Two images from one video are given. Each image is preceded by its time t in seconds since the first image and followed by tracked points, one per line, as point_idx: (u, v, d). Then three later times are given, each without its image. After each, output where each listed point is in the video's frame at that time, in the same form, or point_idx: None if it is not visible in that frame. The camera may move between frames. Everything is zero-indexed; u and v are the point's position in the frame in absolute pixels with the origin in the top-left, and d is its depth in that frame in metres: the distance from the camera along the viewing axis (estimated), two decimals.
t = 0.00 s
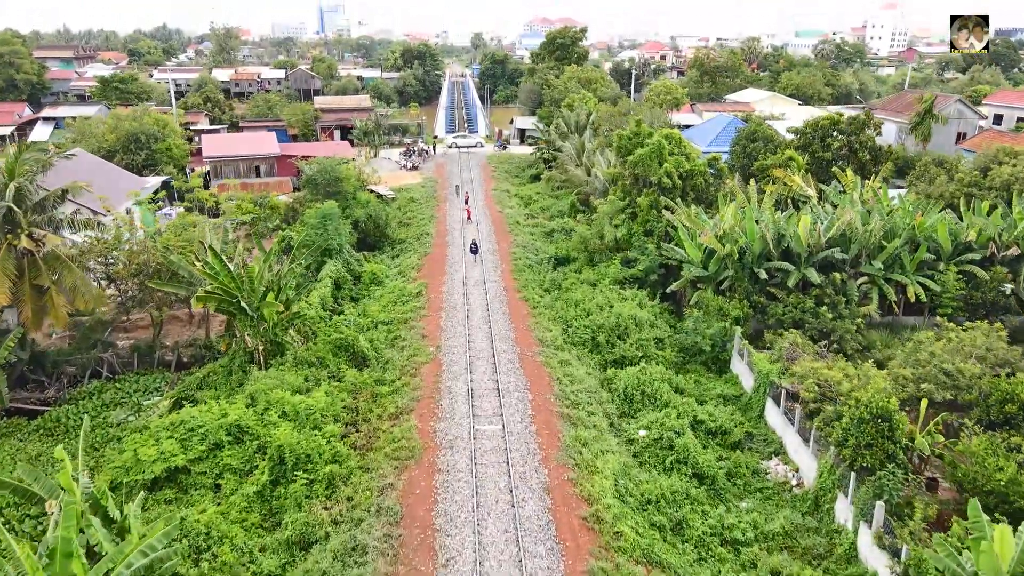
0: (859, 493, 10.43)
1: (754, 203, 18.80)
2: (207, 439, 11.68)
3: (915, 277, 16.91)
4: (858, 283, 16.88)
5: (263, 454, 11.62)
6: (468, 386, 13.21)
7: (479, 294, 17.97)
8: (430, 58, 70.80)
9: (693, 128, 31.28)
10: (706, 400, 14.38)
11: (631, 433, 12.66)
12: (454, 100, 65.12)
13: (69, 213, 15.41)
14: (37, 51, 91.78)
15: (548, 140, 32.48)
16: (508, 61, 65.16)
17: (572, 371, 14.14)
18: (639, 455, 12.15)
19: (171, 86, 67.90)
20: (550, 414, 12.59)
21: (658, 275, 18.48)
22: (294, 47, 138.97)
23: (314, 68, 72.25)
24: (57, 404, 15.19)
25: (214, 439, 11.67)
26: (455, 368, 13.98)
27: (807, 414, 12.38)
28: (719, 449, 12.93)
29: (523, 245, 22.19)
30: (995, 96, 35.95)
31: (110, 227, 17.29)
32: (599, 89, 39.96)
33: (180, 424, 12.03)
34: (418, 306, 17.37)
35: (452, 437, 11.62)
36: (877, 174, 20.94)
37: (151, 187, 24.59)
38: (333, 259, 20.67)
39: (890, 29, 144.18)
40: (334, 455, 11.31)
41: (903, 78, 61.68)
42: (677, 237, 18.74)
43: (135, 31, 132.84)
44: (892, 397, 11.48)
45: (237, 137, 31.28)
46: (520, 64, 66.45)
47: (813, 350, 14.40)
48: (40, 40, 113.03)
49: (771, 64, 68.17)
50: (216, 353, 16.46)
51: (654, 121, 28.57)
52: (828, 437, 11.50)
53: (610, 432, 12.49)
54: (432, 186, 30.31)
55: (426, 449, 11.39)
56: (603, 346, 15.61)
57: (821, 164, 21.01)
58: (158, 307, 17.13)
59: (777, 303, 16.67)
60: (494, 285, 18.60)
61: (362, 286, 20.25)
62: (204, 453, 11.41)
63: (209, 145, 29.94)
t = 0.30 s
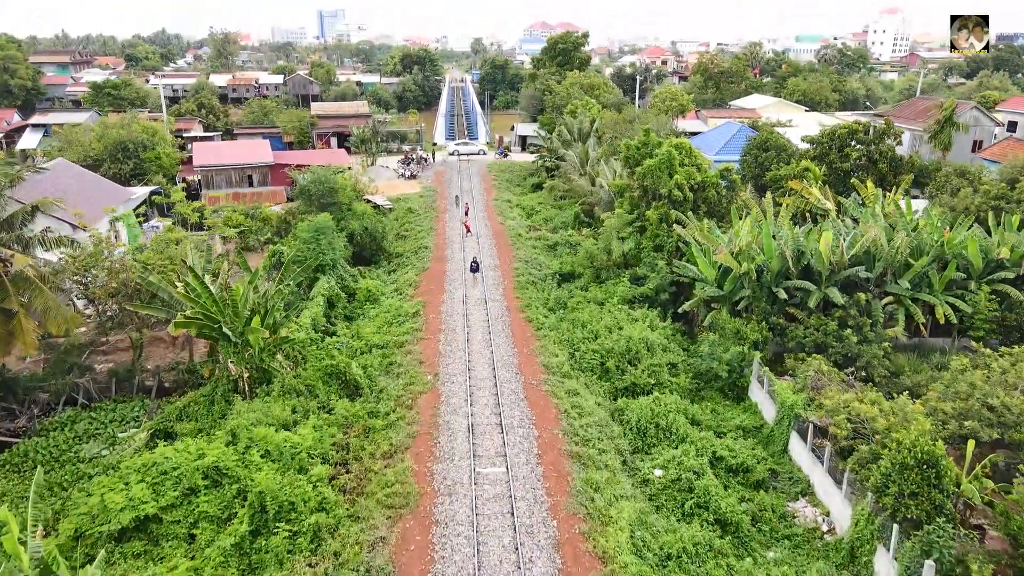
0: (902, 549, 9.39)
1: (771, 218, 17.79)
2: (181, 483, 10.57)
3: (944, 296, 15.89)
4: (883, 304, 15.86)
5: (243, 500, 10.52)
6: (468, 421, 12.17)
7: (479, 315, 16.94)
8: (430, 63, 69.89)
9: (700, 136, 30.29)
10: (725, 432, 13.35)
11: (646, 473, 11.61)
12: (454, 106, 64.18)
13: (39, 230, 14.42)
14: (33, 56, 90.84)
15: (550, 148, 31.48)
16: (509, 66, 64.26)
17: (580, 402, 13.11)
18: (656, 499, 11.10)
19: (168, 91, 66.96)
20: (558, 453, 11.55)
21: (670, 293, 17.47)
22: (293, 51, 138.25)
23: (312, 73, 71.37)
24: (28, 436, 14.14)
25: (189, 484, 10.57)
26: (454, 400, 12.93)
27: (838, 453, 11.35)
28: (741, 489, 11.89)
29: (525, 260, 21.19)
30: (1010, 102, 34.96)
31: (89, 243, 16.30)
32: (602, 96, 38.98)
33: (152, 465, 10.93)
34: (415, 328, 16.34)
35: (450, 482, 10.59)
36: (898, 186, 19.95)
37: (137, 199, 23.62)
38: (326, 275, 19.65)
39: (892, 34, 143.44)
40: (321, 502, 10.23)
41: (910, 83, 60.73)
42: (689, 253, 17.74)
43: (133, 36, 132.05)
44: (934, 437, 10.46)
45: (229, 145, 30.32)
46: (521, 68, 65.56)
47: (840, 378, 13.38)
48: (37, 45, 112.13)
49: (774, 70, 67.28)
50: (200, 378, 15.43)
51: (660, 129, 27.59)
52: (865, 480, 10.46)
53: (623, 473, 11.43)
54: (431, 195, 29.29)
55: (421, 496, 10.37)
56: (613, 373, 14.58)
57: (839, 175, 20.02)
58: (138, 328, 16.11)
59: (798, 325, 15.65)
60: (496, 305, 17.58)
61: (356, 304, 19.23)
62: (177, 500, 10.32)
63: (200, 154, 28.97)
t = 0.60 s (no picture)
0: None
1: (786, 229, 16.91)
2: (155, 527, 9.54)
3: (972, 313, 15.00)
4: (907, 321, 14.99)
5: (223, 545, 9.52)
6: (469, 454, 11.26)
7: (481, 332, 16.01)
8: (429, 65, 69.05)
9: (707, 140, 29.42)
10: (743, 462, 12.48)
11: (661, 511, 10.70)
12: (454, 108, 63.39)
13: (9, 246, 13.54)
14: (29, 58, 90.00)
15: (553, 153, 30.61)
16: (509, 68, 63.45)
17: (589, 431, 12.19)
18: (674, 543, 10.17)
19: (164, 93, 66.16)
20: (566, 490, 10.63)
21: (680, 309, 16.61)
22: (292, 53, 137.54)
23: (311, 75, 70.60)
24: None
25: (162, 527, 9.55)
26: (453, 429, 12.03)
27: (870, 491, 10.46)
28: (764, 527, 11.00)
29: (528, 272, 20.31)
30: None
31: (67, 258, 15.42)
32: (605, 99, 38.17)
33: (123, 505, 9.90)
34: (412, 347, 15.46)
35: (449, 527, 9.69)
36: (918, 194, 19.09)
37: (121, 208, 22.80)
38: (320, 288, 18.79)
39: (894, 35, 142.60)
40: (307, 548, 9.19)
41: (915, 84, 59.99)
42: (700, 267, 16.88)
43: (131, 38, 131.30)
44: (980, 476, 9.54)
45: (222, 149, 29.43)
46: (521, 70, 64.75)
47: (866, 404, 12.50)
48: (34, 47, 111.31)
49: (778, 71, 66.46)
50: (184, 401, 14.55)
51: (667, 134, 26.76)
52: (903, 523, 9.58)
53: (637, 512, 10.50)
54: (429, 202, 28.41)
55: (417, 542, 9.48)
56: (623, 397, 13.69)
57: (857, 183, 19.15)
58: (119, 347, 15.23)
59: (817, 344, 14.78)
60: (498, 320, 16.66)
61: (351, 319, 18.36)
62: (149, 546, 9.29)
63: (191, 159, 28.11)
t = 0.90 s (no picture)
0: None
1: (807, 242, 15.87)
2: None
3: (1010, 334, 13.96)
4: (939, 343, 13.95)
5: None
6: (469, 497, 10.21)
7: (482, 352, 14.96)
8: (428, 66, 68.02)
9: (716, 145, 28.40)
10: (768, 501, 11.44)
11: (683, 562, 9.63)
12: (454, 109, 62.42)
13: None
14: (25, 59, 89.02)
15: (556, 157, 29.59)
16: (509, 70, 62.44)
17: (601, 467, 11.12)
18: None
19: (161, 95, 65.19)
20: (577, 540, 9.60)
21: (694, 328, 15.59)
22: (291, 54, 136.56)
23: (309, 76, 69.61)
24: None
25: None
26: (452, 467, 10.99)
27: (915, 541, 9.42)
28: None
29: (531, 286, 19.27)
30: None
31: (37, 275, 14.39)
32: (608, 101, 37.16)
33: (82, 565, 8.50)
34: (408, 370, 14.42)
35: None
36: (943, 204, 18.06)
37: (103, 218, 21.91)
38: (311, 304, 17.76)
39: (897, 37, 141.54)
40: None
41: (923, 85, 58.96)
42: (715, 282, 15.85)
43: (130, 39, 130.31)
44: None
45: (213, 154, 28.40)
46: (522, 71, 63.76)
47: (902, 437, 11.46)
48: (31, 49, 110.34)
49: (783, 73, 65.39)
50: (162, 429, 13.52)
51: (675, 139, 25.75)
52: None
53: (657, 565, 9.44)
54: (428, 210, 27.39)
55: None
56: (636, 427, 12.64)
57: (879, 192, 18.12)
58: (93, 370, 14.19)
59: (844, 367, 13.74)
60: (500, 339, 15.62)
61: (344, 336, 17.33)
62: None
63: (180, 165, 27.11)
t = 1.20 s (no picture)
0: None
1: (828, 255, 14.96)
2: None
3: None
4: (972, 365, 13.05)
5: None
6: (469, 545, 9.32)
7: (483, 374, 14.06)
8: (428, 68, 67.11)
9: (724, 150, 27.54)
10: (796, 542, 10.54)
11: None
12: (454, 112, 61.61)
13: None
14: (21, 61, 88.18)
15: (559, 163, 28.73)
16: (509, 72, 61.57)
17: (613, 507, 10.22)
18: None
19: (157, 98, 64.29)
20: None
21: (707, 347, 14.71)
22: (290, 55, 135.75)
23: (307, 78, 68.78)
24: None
25: None
26: (452, 508, 10.09)
27: None
28: None
29: (534, 299, 18.38)
30: None
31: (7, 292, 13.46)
32: (611, 105, 36.30)
33: None
34: (404, 394, 13.51)
35: None
36: (968, 214, 17.18)
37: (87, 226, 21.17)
38: (303, 319, 16.86)
39: (899, 38, 140.70)
40: None
41: (929, 87, 58.10)
42: (730, 298, 14.96)
43: (129, 41, 129.42)
44: None
45: (204, 159, 27.52)
46: (522, 74, 62.92)
47: (940, 472, 10.56)
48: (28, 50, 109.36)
49: (786, 75, 64.50)
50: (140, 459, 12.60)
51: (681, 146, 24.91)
52: None
53: None
54: (426, 217, 26.50)
55: None
56: (649, 457, 11.75)
57: (900, 201, 17.25)
58: (67, 394, 13.26)
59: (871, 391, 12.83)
60: (502, 359, 14.72)
61: (337, 355, 16.43)
62: None
63: (170, 170, 26.19)
